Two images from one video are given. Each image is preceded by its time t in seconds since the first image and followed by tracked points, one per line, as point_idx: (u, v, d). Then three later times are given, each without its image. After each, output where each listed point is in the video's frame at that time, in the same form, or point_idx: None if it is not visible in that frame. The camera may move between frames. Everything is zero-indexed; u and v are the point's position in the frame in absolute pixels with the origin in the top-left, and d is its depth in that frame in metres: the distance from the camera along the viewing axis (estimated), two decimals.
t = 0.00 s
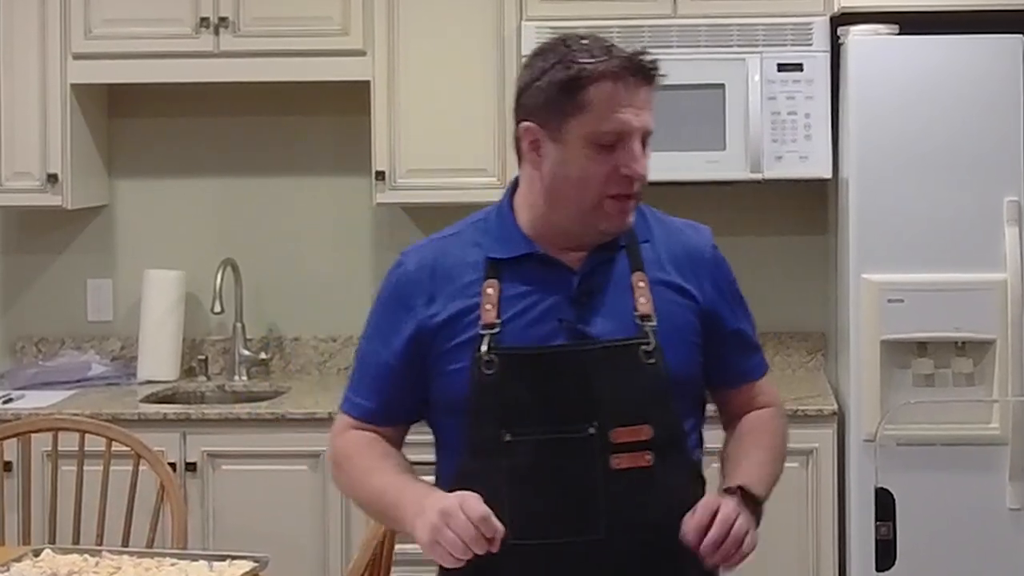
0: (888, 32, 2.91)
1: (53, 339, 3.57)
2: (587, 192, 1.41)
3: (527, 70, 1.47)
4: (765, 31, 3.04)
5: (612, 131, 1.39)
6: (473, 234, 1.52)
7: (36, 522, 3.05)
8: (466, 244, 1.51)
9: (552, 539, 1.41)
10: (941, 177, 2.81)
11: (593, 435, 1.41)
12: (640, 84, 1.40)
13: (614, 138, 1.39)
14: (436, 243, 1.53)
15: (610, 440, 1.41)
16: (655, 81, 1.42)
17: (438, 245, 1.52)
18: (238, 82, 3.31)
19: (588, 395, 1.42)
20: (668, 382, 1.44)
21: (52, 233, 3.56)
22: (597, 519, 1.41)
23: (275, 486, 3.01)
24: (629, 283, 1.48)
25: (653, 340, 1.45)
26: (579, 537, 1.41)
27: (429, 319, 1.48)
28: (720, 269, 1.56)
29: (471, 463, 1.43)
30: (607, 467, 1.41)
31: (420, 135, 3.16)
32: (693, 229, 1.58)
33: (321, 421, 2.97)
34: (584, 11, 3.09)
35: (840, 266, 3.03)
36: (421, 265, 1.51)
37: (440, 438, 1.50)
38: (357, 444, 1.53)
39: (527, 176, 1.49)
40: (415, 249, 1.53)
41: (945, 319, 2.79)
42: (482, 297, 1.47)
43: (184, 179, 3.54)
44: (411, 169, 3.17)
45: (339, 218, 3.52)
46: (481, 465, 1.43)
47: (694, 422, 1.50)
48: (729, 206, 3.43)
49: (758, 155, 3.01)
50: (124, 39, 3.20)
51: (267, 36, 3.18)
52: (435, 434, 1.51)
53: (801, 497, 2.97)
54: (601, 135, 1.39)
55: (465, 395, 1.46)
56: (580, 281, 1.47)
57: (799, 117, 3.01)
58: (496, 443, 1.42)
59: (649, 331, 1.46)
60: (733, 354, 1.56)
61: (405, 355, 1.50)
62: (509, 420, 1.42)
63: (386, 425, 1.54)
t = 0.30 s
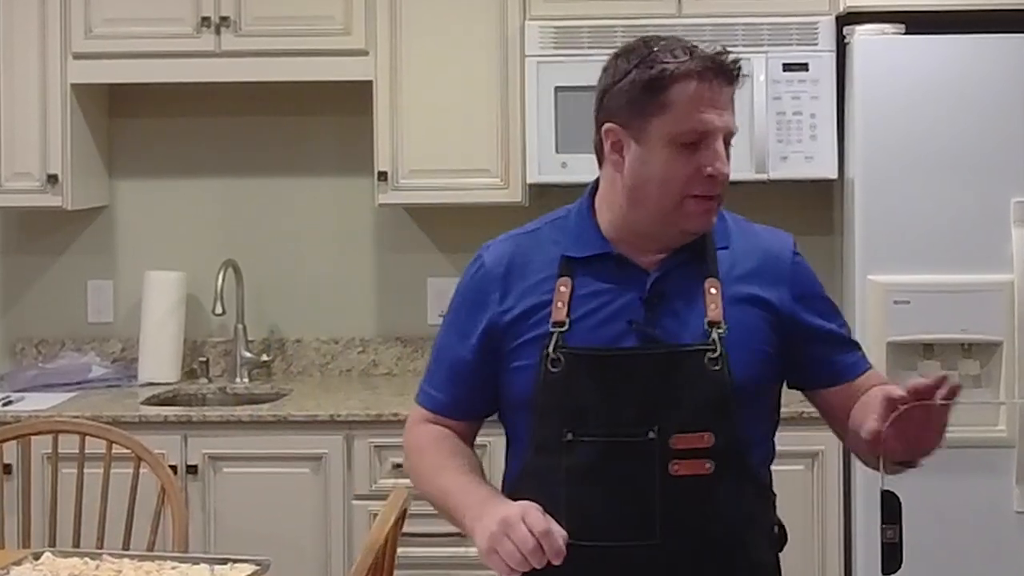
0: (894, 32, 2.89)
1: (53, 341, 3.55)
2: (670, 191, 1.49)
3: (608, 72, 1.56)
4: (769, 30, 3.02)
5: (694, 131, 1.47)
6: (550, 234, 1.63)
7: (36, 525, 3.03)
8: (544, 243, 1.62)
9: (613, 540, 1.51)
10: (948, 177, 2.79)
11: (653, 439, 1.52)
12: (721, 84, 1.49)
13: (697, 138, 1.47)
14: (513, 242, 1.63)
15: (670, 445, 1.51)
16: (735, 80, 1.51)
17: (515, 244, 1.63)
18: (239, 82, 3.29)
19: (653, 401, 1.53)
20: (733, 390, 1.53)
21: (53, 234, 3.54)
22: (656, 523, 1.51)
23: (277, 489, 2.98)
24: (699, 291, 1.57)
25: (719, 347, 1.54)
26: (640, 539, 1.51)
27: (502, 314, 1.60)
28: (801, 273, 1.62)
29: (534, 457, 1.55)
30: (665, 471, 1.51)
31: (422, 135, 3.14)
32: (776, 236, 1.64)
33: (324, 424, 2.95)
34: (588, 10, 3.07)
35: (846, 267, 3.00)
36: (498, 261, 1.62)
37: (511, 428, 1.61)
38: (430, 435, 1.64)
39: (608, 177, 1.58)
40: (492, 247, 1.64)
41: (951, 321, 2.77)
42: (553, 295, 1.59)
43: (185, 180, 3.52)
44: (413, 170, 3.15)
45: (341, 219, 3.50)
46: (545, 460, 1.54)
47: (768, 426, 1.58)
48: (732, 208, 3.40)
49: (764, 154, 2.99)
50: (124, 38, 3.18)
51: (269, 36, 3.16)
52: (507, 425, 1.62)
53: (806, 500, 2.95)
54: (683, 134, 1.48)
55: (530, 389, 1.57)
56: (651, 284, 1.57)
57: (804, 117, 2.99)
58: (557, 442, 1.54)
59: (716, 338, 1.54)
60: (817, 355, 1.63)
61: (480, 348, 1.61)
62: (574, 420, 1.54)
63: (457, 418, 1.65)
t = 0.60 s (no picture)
0: (900, 31, 2.87)
1: (54, 342, 3.53)
2: (695, 181, 1.48)
3: (631, 66, 1.56)
4: (775, 31, 3.01)
5: (719, 120, 1.47)
6: (572, 226, 1.64)
7: (36, 528, 3.01)
8: (565, 236, 1.64)
9: (615, 537, 1.51)
10: (953, 179, 2.77)
11: (656, 436, 1.50)
12: (745, 75, 1.49)
13: (721, 127, 1.47)
14: (535, 234, 1.65)
15: (674, 443, 1.50)
16: (759, 72, 1.51)
17: (537, 235, 1.65)
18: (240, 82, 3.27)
19: (659, 397, 1.51)
20: (740, 390, 1.50)
21: (53, 234, 3.52)
22: (658, 521, 1.50)
23: (278, 492, 2.96)
24: (714, 287, 1.56)
25: (729, 345, 1.51)
26: (643, 537, 1.50)
27: (518, 304, 1.61)
28: (823, 275, 1.59)
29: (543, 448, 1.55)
30: (669, 468, 1.50)
31: (425, 135, 3.12)
32: (801, 238, 1.61)
33: (326, 426, 2.93)
34: (592, 10, 3.05)
35: (851, 268, 2.98)
36: (518, 251, 1.63)
37: (526, 421, 1.62)
38: (445, 423, 1.67)
39: (632, 171, 1.57)
40: (515, 236, 1.66)
41: (959, 323, 2.75)
42: (568, 286, 1.59)
43: (186, 180, 3.50)
44: (416, 170, 3.12)
45: (343, 220, 3.48)
46: (552, 452, 1.54)
47: (784, 428, 1.55)
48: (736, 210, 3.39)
49: (769, 154, 2.97)
50: (125, 38, 3.16)
51: (271, 35, 3.13)
52: (523, 417, 1.63)
53: (811, 502, 2.93)
54: (707, 123, 1.47)
55: (541, 380, 1.58)
56: (665, 280, 1.56)
57: (810, 118, 2.96)
58: (563, 433, 1.54)
59: (727, 335, 1.52)
60: (840, 358, 1.58)
61: (497, 338, 1.63)
62: (583, 414, 1.53)
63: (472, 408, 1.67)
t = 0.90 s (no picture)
0: (906, 30, 2.84)
1: (54, 344, 3.51)
2: (701, 183, 1.47)
3: (642, 65, 1.55)
4: (780, 30, 2.99)
5: (724, 120, 1.45)
6: (588, 227, 1.63)
7: (36, 531, 2.98)
8: (580, 237, 1.63)
9: (621, 544, 1.51)
10: (961, 179, 2.75)
11: (662, 443, 1.49)
12: (754, 72, 1.45)
13: (726, 127, 1.45)
14: (550, 234, 1.65)
15: (680, 450, 1.49)
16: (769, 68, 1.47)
17: (552, 236, 1.64)
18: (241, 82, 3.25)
19: (666, 403, 1.50)
20: (747, 396, 1.48)
21: (53, 235, 3.50)
22: (664, 530, 1.49)
23: (280, 495, 2.94)
24: (723, 289, 1.52)
25: (735, 350, 1.48)
26: (651, 543, 1.50)
27: (530, 307, 1.61)
28: (833, 261, 1.50)
29: (556, 453, 1.57)
30: (675, 476, 1.49)
31: (428, 134, 3.10)
32: (815, 233, 1.54)
33: (328, 429, 2.91)
34: (595, 9, 3.03)
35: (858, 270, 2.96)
36: (533, 252, 1.63)
37: (540, 423, 1.62)
38: (458, 425, 1.69)
39: (643, 172, 1.57)
40: (532, 237, 1.66)
41: (966, 325, 2.74)
42: (579, 290, 1.58)
43: (187, 181, 3.48)
44: (418, 171, 3.10)
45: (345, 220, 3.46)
46: (563, 456, 1.56)
47: (798, 432, 1.51)
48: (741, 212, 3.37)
49: (774, 154, 2.95)
50: (125, 38, 3.14)
51: (273, 35, 3.11)
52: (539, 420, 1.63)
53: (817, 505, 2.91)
54: (712, 123, 1.45)
55: (549, 385, 1.59)
56: (674, 283, 1.54)
57: (815, 118, 2.95)
58: (570, 438, 1.54)
59: (734, 340, 1.49)
60: (853, 344, 1.47)
61: (511, 340, 1.64)
62: (588, 420, 1.53)
63: (487, 408, 1.70)
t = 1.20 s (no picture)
0: (912, 29, 2.82)
1: (54, 346, 3.49)
2: (746, 195, 1.42)
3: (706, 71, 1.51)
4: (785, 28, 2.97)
5: (768, 129, 1.39)
6: (669, 232, 1.63)
7: (35, 534, 2.96)
8: (659, 241, 1.63)
9: (672, 550, 1.48)
10: (968, 178, 2.73)
11: (711, 451, 1.45)
12: (805, 80, 1.39)
13: (771, 138, 1.39)
14: (633, 242, 1.67)
15: (729, 459, 1.44)
16: (823, 78, 1.40)
17: (635, 243, 1.66)
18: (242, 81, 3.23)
19: (720, 409, 1.46)
20: (801, 407, 1.41)
21: (53, 236, 3.48)
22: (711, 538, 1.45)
23: (281, 498, 2.92)
24: (785, 297, 1.45)
25: (790, 359, 1.42)
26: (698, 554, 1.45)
27: (602, 312, 1.62)
28: (909, 274, 1.40)
29: (624, 456, 1.56)
30: (722, 485, 1.44)
31: (430, 134, 3.08)
32: (895, 243, 1.45)
33: (331, 431, 2.89)
34: (599, 8, 3.01)
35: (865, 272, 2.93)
36: (614, 260, 1.66)
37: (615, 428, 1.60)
38: (541, 431, 1.72)
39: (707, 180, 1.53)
40: (619, 245, 1.68)
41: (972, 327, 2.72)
42: (647, 294, 1.56)
43: (189, 181, 3.46)
44: (421, 171, 3.08)
45: (348, 221, 3.44)
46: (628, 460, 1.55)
47: (863, 447, 1.41)
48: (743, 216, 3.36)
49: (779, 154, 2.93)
50: (126, 37, 3.11)
51: (275, 35, 3.09)
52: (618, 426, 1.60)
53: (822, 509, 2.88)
54: (757, 134, 1.40)
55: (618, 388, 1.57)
56: (735, 289, 1.48)
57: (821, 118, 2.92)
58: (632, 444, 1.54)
59: (790, 348, 1.42)
60: (927, 363, 1.36)
61: (588, 346, 1.64)
62: (646, 426, 1.52)
63: (571, 415, 1.72)
